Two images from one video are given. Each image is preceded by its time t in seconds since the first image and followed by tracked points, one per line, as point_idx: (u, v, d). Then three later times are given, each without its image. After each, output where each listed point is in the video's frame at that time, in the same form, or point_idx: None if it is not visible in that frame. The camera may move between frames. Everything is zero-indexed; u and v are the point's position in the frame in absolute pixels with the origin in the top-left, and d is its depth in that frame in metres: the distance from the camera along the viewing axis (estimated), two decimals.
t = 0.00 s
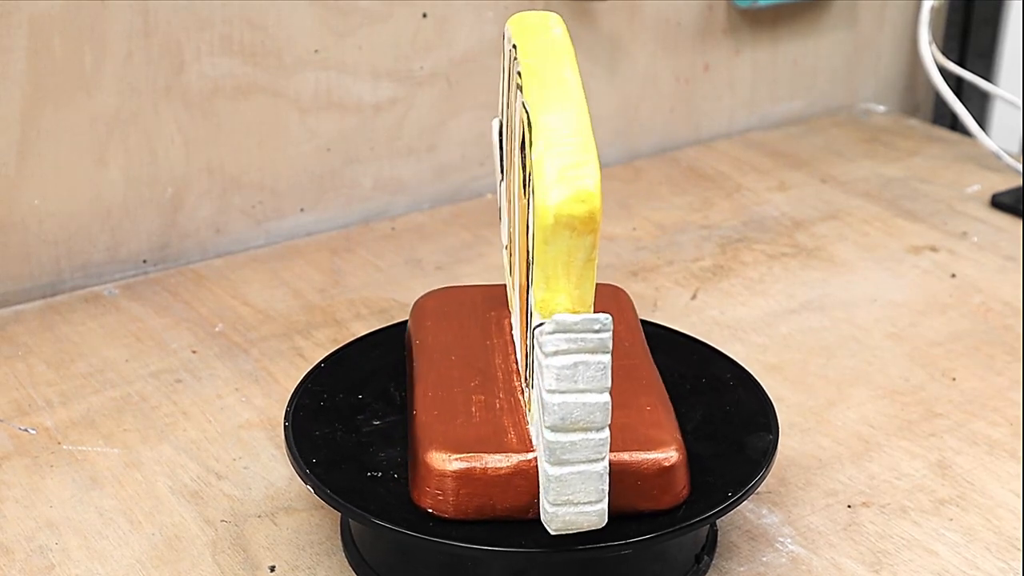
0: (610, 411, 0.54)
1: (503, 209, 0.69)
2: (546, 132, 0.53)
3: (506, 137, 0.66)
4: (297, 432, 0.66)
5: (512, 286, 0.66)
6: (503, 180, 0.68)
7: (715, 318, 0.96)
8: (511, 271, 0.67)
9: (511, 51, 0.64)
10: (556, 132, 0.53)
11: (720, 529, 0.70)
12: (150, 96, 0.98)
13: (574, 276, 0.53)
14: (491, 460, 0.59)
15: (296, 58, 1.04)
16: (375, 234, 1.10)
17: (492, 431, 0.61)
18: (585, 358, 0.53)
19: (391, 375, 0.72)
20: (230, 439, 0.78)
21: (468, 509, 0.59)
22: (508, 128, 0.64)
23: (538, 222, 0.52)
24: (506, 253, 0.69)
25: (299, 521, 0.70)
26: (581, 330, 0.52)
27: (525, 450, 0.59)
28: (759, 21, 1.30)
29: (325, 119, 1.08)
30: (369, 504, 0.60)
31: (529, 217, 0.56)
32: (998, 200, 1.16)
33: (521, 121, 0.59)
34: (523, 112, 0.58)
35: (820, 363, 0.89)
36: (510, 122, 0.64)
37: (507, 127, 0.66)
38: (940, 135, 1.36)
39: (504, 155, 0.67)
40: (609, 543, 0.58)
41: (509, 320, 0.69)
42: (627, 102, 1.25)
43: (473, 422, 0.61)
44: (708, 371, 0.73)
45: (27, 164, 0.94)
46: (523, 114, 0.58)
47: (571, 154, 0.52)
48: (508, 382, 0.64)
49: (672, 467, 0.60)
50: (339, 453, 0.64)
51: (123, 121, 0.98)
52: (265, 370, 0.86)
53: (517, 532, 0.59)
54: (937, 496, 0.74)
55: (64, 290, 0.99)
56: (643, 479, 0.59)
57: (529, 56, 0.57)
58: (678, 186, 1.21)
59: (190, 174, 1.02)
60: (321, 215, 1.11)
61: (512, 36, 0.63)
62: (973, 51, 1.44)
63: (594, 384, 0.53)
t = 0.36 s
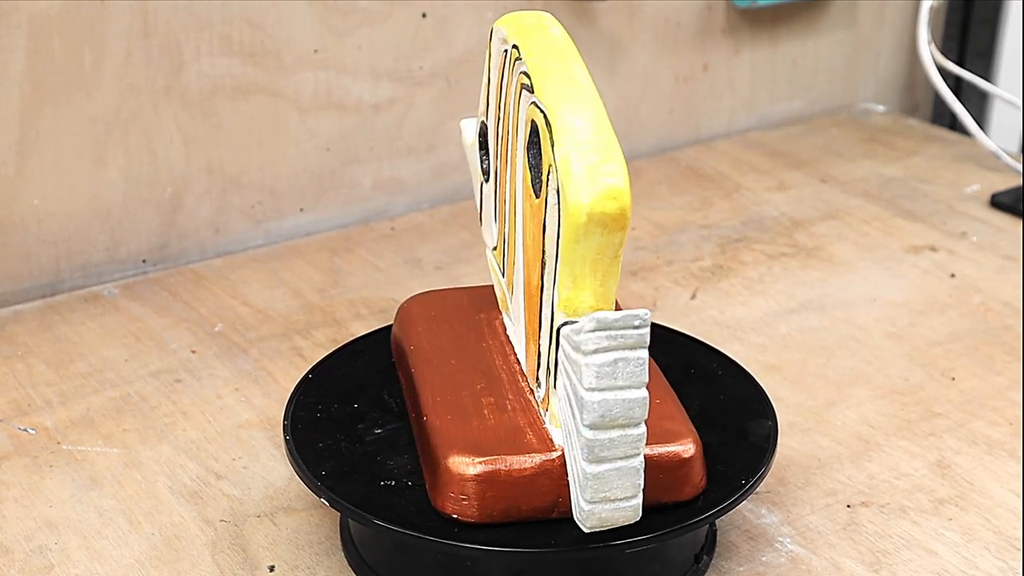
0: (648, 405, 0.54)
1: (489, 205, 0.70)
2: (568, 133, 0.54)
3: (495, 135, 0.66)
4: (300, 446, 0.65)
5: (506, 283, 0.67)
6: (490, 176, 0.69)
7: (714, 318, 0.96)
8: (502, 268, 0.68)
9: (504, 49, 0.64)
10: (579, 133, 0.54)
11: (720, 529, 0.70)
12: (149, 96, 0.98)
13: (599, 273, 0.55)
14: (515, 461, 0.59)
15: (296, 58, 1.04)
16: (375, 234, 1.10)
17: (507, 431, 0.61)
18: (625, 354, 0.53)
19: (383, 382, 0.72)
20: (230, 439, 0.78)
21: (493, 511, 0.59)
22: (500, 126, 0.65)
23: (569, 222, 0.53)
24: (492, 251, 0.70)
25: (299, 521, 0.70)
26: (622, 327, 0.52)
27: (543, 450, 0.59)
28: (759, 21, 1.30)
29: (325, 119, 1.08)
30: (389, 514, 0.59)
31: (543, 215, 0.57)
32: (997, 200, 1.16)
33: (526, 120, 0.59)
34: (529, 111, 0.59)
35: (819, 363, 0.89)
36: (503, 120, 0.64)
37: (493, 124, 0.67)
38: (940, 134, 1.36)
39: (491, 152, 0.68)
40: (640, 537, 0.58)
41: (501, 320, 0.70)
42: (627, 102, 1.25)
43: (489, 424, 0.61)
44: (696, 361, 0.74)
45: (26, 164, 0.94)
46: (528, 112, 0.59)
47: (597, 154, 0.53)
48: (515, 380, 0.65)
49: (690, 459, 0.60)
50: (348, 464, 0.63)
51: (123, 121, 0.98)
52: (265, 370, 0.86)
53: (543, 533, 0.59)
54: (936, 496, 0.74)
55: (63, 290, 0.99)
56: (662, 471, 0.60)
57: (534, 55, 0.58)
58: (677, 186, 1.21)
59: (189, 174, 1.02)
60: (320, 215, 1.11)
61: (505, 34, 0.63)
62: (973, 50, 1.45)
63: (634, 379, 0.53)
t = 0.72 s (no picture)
0: (684, 398, 0.54)
1: (475, 206, 0.70)
2: (589, 133, 0.54)
3: (486, 136, 0.66)
4: (305, 459, 0.63)
5: (500, 283, 0.67)
6: (477, 177, 0.69)
7: (714, 318, 0.96)
8: (494, 268, 0.68)
9: (497, 50, 0.64)
10: (602, 129, 0.54)
11: (719, 528, 0.70)
12: (148, 95, 0.98)
13: (625, 269, 0.55)
14: (539, 461, 0.59)
15: (295, 58, 1.04)
16: (374, 234, 1.10)
17: (523, 431, 0.61)
18: (664, 348, 0.53)
19: (376, 390, 0.71)
20: (229, 439, 0.78)
21: (520, 513, 0.59)
22: (493, 127, 0.65)
23: (600, 220, 0.53)
24: (479, 251, 0.70)
25: (298, 521, 0.70)
26: (661, 322, 0.52)
27: (563, 447, 0.59)
28: (758, 21, 1.30)
29: (324, 119, 1.08)
30: (412, 522, 0.59)
31: (559, 214, 0.57)
32: (997, 199, 1.16)
33: (534, 120, 0.59)
34: (537, 110, 0.59)
35: (819, 363, 0.89)
36: (496, 121, 0.64)
37: (481, 125, 0.67)
38: (939, 134, 1.36)
39: (478, 153, 0.68)
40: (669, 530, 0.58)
41: (492, 321, 0.70)
42: (626, 102, 1.25)
43: (505, 425, 0.61)
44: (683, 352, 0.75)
45: (25, 164, 0.94)
46: (536, 111, 0.59)
47: (623, 150, 0.53)
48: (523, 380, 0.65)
49: (705, 450, 0.60)
50: (358, 474, 0.62)
51: (122, 121, 0.98)
52: (264, 369, 0.86)
53: (570, 531, 0.58)
54: (935, 496, 0.74)
55: (62, 290, 0.99)
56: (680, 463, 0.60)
57: (541, 55, 0.59)
58: (676, 186, 1.21)
59: (188, 174, 1.02)
60: (319, 215, 1.11)
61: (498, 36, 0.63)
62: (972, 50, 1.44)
63: (672, 373, 0.53)
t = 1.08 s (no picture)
0: (718, 388, 0.54)
1: (462, 208, 0.70)
2: (611, 130, 0.54)
3: (476, 137, 0.66)
4: (315, 472, 0.62)
5: (495, 284, 0.67)
6: (464, 180, 0.69)
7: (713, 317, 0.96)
8: (486, 270, 0.68)
9: (489, 51, 0.64)
10: (625, 126, 0.54)
11: (719, 528, 0.70)
12: (148, 95, 0.98)
13: (649, 264, 0.56)
14: (564, 459, 0.58)
15: (295, 58, 1.04)
16: (374, 234, 1.10)
17: (539, 429, 0.60)
18: (700, 340, 0.52)
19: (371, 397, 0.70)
20: (229, 438, 0.78)
21: (548, 512, 0.58)
22: (487, 128, 0.65)
23: (630, 216, 0.53)
24: (467, 253, 0.70)
25: (297, 521, 0.70)
26: (698, 314, 0.52)
27: (582, 444, 0.59)
28: (758, 21, 1.30)
29: (323, 119, 1.08)
30: (440, 530, 0.58)
31: (575, 212, 0.57)
32: (996, 199, 1.16)
33: (543, 119, 0.59)
34: (546, 109, 0.59)
35: (818, 363, 0.89)
36: (490, 122, 0.64)
37: (470, 127, 0.67)
38: (939, 134, 1.36)
39: (466, 155, 0.68)
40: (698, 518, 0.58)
41: (485, 322, 0.70)
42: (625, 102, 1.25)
43: (522, 425, 0.61)
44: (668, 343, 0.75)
45: (24, 164, 0.94)
46: (545, 111, 0.59)
47: (648, 146, 0.54)
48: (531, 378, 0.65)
49: (719, 440, 0.61)
50: (372, 485, 0.62)
51: (121, 120, 0.98)
52: (264, 369, 0.86)
53: (597, 529, 0.58)
54: (935, 495, 0.74)
55: (62, 290, 0.99)
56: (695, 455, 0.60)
57: (549, 56, 0.59)
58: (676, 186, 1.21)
59: (188, 174, 1.02)
60: (319, 215, 1.11)
61: (492, 37, 0.63)
62: (971, 50, 1.44)
63: (708, 364, 0.53)
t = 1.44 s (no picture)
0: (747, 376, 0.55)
1: (449, 210, 0.69)
2: (634, 127, 0.55)
3: (468, 139, 0.66)
4: (328, 484, 0.61)
5: (491, 285, 0.67)
6: (451, 182, 0.68)
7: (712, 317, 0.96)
8: (480, 271, 0.68)
9: (482, 51, 0.64)
10: (645, 122, 0.55)
11: (719, 528, 0.70)
12: (147, 95, 0.98)
13: (670, 259, 0.56)
14: (588, 456, 0.58)
15: (294, 57, 1.04)
16: (373, 233, 1.10)
17: (555, 427, 0.60)
18: (733, 330, 0.54)
19: (366, 404, 0.69)
20: (228, 438, 0.78)
21: (575, 509, 0.58)
22: (483, 129, 0.64)
23: (658, 211, 0.54)
24: (455, 256, 0.70)
25: (297, 520, 0.70)
26: (732, 305, 0.53)
27: (601, 440, 0.59)
28: (757, 21, 1.30)
29: (323, 118, 1.08)
30: (468, 534, 0.58)
31: (592, 209, 0.58)
32: (996, 199, 1.16)
33: (551, 118, 0.59)
34: (555, 108, 0.59)
35: (817, 362, 0.89)
36: (484, 123, 0.64)
37: (459, 129, 0.66)
38: (939, 134, 1.36)
39: (454, 157, 0.67)
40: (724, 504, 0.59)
41: (476, 323, 0.69)
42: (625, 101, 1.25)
43: (537, 423, 0.61)
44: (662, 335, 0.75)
45: (24, 163, 0.94)
46: (554, 109, 0.59)
47: (671, 141, 0.54)
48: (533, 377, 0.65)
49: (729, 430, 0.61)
50: (389, 494, 0.60)
51: (121, 120, 0.98)
52: (263, 368, 0.86)
53: (621, 523, 0.58)
54: (934, 495, 0.74)
55: (61, 289, 0.99)
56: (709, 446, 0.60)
57: (556, 55, 0.59)
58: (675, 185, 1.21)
59: (187, 173, 1.02)
60: (318, 215, 1.11)
61: (486, 37, 0.63)
62: (971, 49, 1.45)
63: (739, 354, 0.54)
